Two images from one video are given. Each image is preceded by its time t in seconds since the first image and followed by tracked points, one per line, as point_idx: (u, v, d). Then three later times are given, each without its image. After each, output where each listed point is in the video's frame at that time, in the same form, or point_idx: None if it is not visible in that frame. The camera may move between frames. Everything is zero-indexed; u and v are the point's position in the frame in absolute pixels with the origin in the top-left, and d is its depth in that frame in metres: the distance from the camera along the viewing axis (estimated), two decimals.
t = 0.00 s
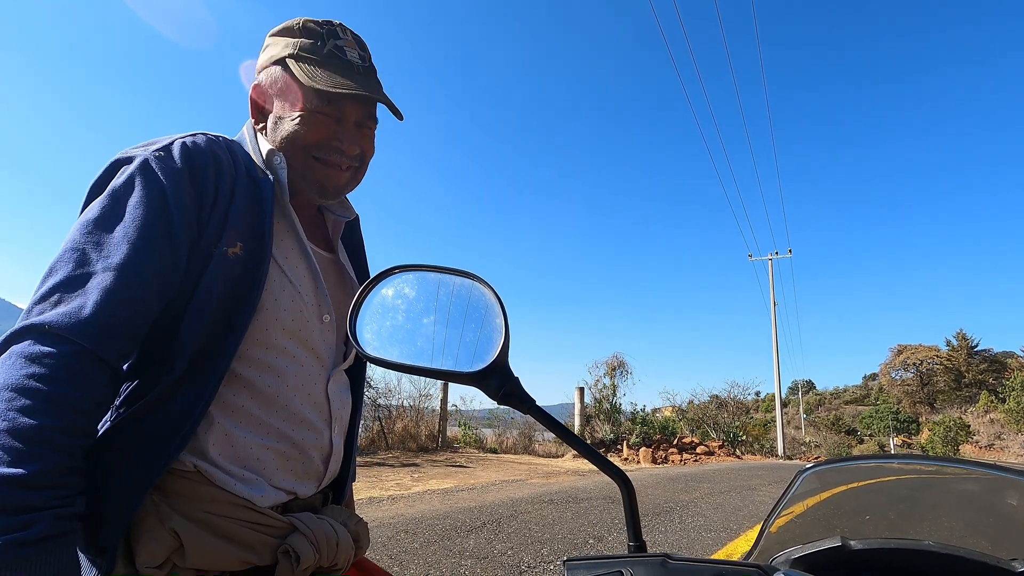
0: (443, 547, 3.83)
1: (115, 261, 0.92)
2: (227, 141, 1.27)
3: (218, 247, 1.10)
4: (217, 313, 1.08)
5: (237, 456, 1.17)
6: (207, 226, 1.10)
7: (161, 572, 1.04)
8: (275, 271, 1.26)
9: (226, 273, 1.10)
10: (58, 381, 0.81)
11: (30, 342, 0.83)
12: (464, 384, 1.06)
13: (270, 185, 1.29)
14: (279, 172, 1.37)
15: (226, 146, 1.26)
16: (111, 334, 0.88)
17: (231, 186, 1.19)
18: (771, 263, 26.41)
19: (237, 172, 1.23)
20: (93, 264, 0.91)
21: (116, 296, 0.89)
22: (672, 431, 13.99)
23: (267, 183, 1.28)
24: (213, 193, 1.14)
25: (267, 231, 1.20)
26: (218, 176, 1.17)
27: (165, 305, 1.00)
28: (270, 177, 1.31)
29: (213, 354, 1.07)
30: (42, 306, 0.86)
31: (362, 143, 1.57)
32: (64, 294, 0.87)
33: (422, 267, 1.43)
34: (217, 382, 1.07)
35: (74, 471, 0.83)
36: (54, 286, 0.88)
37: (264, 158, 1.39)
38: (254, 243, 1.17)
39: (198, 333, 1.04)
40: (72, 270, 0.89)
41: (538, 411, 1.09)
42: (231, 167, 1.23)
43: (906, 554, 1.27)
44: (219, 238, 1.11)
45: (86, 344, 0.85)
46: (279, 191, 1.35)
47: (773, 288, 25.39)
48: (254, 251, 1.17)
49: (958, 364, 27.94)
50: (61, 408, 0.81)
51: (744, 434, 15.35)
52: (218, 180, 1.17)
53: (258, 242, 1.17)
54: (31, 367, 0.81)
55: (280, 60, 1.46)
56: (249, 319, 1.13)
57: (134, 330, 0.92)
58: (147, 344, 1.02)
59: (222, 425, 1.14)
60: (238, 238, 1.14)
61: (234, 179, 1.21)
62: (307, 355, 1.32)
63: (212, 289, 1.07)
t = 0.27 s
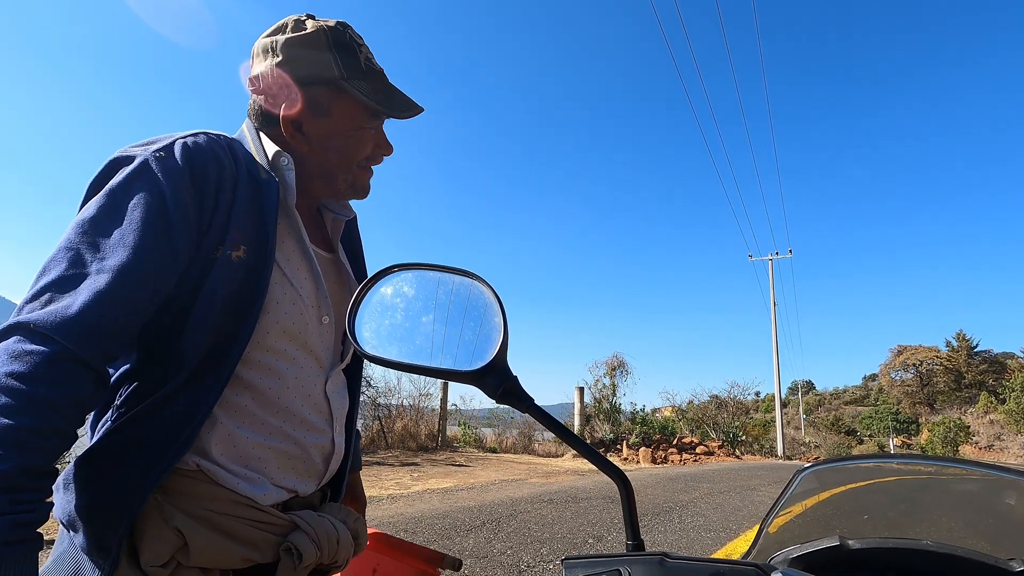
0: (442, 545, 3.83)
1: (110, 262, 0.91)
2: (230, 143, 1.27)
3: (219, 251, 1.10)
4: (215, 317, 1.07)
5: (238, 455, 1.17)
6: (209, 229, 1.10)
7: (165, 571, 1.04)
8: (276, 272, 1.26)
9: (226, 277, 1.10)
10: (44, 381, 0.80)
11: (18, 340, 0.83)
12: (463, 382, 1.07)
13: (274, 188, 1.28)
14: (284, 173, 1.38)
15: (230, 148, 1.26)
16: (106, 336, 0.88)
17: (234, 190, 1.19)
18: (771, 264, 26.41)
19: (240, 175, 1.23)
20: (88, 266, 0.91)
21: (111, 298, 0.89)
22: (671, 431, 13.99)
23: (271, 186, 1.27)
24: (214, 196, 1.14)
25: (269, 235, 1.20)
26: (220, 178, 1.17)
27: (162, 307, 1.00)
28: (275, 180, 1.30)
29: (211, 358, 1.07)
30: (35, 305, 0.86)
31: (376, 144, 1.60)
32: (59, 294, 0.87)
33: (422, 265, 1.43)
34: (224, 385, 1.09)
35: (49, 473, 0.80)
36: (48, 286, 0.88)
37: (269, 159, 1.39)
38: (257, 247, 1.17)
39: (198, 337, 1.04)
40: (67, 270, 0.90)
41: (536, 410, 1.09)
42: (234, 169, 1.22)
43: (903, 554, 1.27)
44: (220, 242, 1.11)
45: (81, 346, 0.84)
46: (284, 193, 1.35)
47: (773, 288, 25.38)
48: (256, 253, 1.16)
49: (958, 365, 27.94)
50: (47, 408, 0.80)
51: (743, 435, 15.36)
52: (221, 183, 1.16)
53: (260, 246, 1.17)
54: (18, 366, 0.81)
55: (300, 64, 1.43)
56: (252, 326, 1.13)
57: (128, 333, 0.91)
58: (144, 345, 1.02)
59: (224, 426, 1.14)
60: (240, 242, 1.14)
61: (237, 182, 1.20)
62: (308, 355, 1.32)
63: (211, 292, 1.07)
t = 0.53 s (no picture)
0: (442, 545, 3.83)
1: (127, 257, 0.91)
2: (240, 139, 1.27)
3: (232, 247, 1.10)
4: (226, 314, 1.07)
5: (249, 453, 1.17)
6: (221, 224, 1.10)
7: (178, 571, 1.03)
8: (286, 270, 1.26)
9: (238, 273, 1.10)
10: (65, 377, 0.80)
11: (39, 337, 0.83)
12: (466, 380, 1.07)
13: (284, 186, 1.28)
14: (296, 173, 1.38)
15: (239, 143, 1.25)
16: (125, 331, 0.88)
17: (244, 186, 1.19)
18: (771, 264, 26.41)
19: (250, 171, 1.23)
20: (105, 260, 0.91)
21: (129, 293, 0.89)
22: (671, 431, 13.98)
23: (281, 184, 1.27)
24: (226, 190, 1.14)
25: (279, 231, 1.20)
26: (231, 173, 1.17)
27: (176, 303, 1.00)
28: (284, 178, 1.30)
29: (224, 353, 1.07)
30: (53, 301, 0.86)
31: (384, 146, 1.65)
32: (76, 290, 0.87)
33: (424, 263, 1.42)
34: (230, 383, 1.09)
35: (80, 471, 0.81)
36: (65, 281, 0.88)
37: (280, 158, 1.38)
38: (267, 243, 1.17)
39: (210, 332, 1.04)
40: (84, 265, 0.89)
41: (540, 408, 1.09)
42: (244, 165, 1.22)
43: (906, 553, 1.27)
44: (232, 238, 1.11)
45: (102, 342, 0.85)
46: (294, 192, 1.36)
47: (773, 289, 25.38)
48: (267, 250, 1.17)
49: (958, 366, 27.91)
50: (70, 406, 0.80)
51: (743, 435, 15.34)
52: (232, 178, 1.16)
53: (270, 242, 1.18)
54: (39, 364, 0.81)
55: (329, 60, 1.45)
56: (259, 323, 1.13)
57: (144, 329, 0.92)
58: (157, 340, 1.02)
59: (235, 424, 1.14)
60: (251, 238, 1.14)
61: (246, 178, 1.20)
62: (315, 353, 1.32)
63: (224, 287, 1.07)
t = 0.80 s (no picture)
0: (443, 545, 3.82)
1: (144, 253, 0.91)
2: (247, 137, 1.26)
3: (242, 243, 1.10)
4: (237, 309, 1.08)
5: (251, 451, 1.16)
6: (233, 220, 1.10)
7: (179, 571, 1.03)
8: (292, 268, 1.26)
9: (248, 269, 1.10)
10: (94, 373, 0.82)
11: (61, 334, 0.83)
12: (470, 378, 1.06)
13: (292, 183, 1.28)
14: (303, 173, 1.37)
15: (246, 139, 1.25)
16: (146, 326, 0.88)
17: (253, 181, 1.18)
18: (773, 265, 26.39)
19: (258, 167, 1.22)
20: (123, 256, 0.90)
21: (149, 288, 0.89)
22: (672, 432, 13.96)
23: (288, 181, 1.27)
24: (236, 186, 1.13)
25: (287, 227, 1.20)
26: (241, 168, 1.16)
27: (189, 300, 1.00)
28: (292, 176, 1.30)
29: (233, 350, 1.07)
30: (72, 298, 0.85)
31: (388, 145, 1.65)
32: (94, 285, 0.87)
33: (428, 261, 1.42)
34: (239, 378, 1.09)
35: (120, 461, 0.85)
36: (82, 277, 0.87)
37: (287, 158, 1.37)
38: (276, 240, 1.17)
39: (220, 327, 1.04)
40: (102, 261, 0.89)
41: (545, 406, 1.09)
42: (252, 161, 1.22)
43: (914, 553, 1.27)
44: (243, 233, 1.11)
45: (123, 334, 0.85)
46: (301, 191, 1.35)
47: (775, 290, 25.35)
48: (276, 246, 1.17)
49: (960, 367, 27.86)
50: (96, 403, 0.81)
51: (744, 436, 15.32)
52: (242, 174, 1.16)
53: (279, 238, 1.18)
54: (64, 361, 0.81)
55: (336, 62, 1.45)
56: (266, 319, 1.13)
57: (162, 325, 0.92)
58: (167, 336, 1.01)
59: (238, 421, 1.14)
60: (260, 234, 1.14)
61: (255, 174, 1.20)
62: (317, 351, 1.32)
63: (235, 284, 1.07)
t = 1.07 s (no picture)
0: (443, 545, 3.82)
1: (144, 249, 0.91)
2: (249, 137, 1.26)
3: (242, 241, 1.09)
4: (235, 308, 1.07)
5: (250, 450, 1.16)
6: (233, 219, 1.09)
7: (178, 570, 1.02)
8: (293, 265, 1.25)
9: (247, 267, 1.09)
10: (92, 368, 0.81)
11: (60, 329, 0.83)
12: (476, 379, 1.06)
13: (291, 182, 1.28)
14: (302, 171, 1.37)
15: (247, 139, 1.25)
16: (142, 318, 0.88)
17: (253, 180, 1.18)
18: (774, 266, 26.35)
19: (258, 166, 1.22)
20: (123, 253, 0.90)
21: (148, 284, 0.89)
22: (673, 433, 13.95)
23: (287, 181, 1.27)
24: (237, 185, 1.13)
25: (286, 226, 1.20)
26: (242, 167, 1.16)
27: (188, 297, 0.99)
28: (291, 175, 1.30)
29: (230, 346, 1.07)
30: (71, 294, 0.85)
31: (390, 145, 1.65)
32: (94, 282, 0.87)
33: (432, 260, 1.42)
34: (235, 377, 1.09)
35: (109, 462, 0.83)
36: (82, 274, 0.87)
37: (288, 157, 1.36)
38: (275, 239, 1.17)
39: (219, 324, 1.04)
40: (103, 257, 0.89)
41: (550, 407, 1.08)
42: (253, 160, 1.21)
43: (919, 556, 1.26)
44: (243, 232, 1.11)
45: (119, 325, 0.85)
46: (300, 189, 1.35)
47: (776, 290, 25.31)
48: (275, 245, 1.17)
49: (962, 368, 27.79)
50: (93, 399, 0.81)
51: (746, 437, 15.30)
52: (243, 173, 1.16)
53: (278, 237, 1.18)
54: (63, 355, 0.81)
55: (336, 64, 1.44)
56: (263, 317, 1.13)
57: (161, 321, 0.91)
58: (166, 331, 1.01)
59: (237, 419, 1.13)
60: (260, 232, 1.14)
61: (256, 173, 1.20)
62: (319, 350, 1.31)
63: (234, 282, 1.06)
